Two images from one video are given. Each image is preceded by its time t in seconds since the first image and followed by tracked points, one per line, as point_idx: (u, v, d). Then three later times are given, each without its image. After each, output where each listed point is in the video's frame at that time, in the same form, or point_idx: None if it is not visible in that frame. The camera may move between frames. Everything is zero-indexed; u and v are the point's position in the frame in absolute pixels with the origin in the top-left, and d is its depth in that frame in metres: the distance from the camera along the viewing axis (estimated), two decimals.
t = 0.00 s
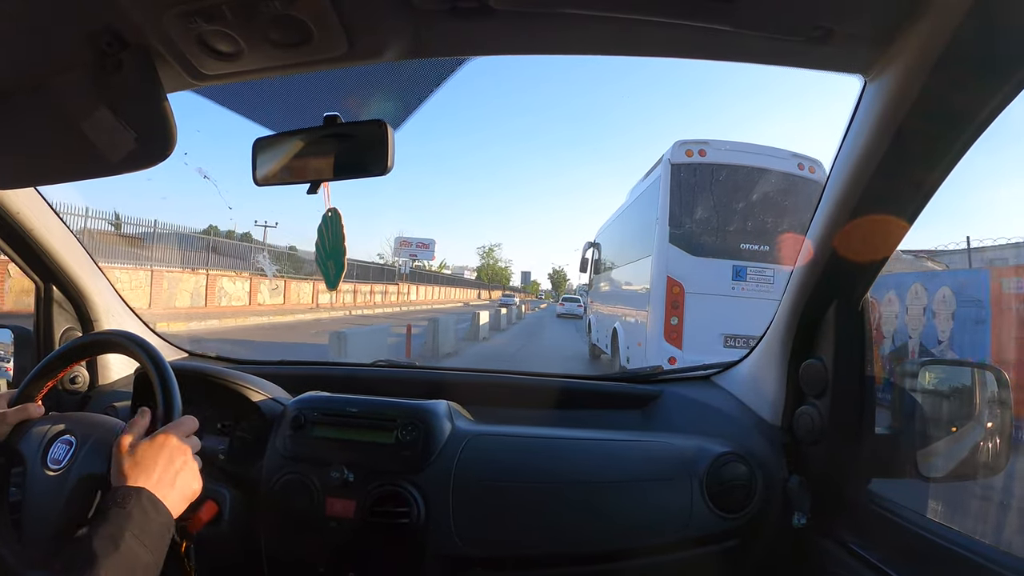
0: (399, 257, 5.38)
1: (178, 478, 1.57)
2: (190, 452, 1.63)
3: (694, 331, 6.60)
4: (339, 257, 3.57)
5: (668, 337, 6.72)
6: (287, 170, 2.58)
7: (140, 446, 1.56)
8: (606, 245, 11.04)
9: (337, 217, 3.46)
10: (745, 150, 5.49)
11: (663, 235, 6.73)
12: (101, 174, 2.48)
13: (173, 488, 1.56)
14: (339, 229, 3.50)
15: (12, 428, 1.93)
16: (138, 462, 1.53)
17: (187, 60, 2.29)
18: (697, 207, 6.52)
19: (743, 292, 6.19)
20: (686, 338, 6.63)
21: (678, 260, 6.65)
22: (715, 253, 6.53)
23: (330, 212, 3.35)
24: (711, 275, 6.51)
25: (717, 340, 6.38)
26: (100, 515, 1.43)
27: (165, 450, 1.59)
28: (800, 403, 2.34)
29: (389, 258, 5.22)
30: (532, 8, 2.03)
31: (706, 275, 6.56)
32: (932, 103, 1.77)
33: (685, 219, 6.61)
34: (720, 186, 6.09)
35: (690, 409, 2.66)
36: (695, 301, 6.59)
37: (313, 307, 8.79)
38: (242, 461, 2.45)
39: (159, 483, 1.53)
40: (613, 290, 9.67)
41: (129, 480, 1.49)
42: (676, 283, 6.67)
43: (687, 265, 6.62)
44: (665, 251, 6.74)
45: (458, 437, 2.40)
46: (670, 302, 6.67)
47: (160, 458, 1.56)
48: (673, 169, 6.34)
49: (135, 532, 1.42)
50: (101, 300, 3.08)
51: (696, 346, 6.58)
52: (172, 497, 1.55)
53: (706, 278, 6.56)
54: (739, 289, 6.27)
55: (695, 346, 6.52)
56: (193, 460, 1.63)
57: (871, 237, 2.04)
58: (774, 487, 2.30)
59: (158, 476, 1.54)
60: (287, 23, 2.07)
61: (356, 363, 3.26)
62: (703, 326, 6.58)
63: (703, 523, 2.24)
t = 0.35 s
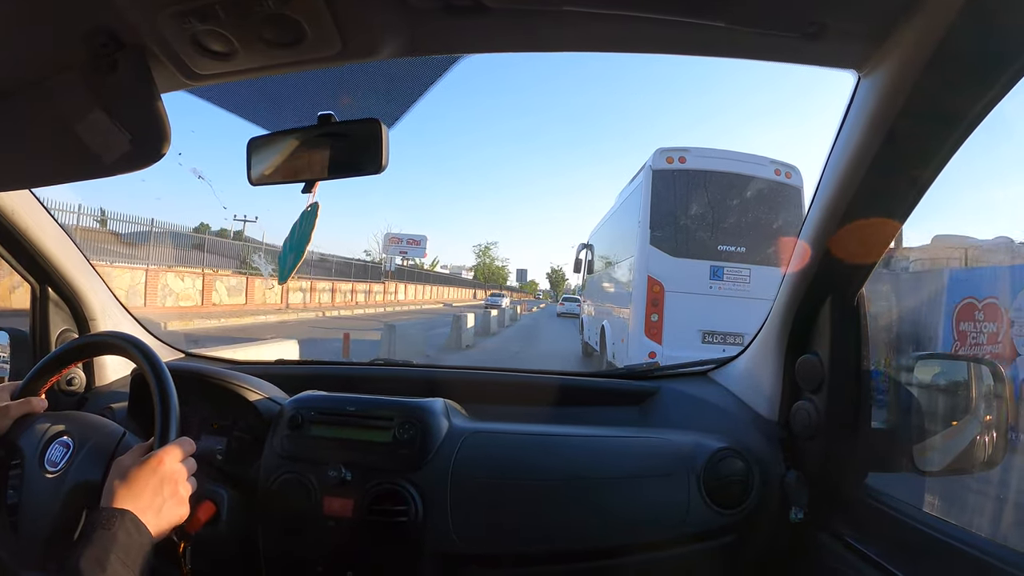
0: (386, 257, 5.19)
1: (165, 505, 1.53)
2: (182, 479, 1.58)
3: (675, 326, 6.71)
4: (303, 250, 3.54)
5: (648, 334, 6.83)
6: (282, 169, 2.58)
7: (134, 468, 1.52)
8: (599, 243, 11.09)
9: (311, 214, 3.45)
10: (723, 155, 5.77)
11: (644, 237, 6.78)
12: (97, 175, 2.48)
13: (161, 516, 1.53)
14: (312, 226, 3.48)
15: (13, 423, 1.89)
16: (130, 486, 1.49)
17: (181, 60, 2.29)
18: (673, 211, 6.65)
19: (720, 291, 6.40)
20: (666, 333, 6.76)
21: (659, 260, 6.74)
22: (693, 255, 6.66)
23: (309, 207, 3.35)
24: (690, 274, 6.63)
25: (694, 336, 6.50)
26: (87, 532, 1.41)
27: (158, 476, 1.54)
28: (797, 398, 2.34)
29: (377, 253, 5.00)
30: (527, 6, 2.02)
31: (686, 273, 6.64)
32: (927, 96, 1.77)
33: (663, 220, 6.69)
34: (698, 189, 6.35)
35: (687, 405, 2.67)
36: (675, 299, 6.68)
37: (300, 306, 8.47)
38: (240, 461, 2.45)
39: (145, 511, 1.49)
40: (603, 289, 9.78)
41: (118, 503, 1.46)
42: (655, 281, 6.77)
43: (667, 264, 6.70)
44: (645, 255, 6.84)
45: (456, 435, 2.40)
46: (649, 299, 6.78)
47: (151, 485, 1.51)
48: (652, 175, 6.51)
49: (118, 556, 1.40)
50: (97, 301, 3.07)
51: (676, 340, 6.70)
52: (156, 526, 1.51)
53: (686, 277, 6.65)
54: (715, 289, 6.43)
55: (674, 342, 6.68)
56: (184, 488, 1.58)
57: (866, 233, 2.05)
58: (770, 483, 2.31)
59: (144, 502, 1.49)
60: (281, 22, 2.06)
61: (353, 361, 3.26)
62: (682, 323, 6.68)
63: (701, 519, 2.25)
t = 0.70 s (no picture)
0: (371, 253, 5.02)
1: (158, 527, 1.49)
2: (179, 500, 1.54)
3: (655, 326, 7.46)
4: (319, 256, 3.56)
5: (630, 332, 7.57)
6: (281, 169, 2.58)
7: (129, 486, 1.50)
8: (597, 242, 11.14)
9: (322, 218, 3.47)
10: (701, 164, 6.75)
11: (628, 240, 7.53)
12: (96, 176, 2.48)
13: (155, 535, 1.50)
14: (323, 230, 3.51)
15: (22, 411, 1.96)
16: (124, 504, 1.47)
17: (180, 61, 2.29)
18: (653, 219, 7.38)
19: (697, 292, 7.24)
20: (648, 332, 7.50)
21: (640, 264, 7.52)
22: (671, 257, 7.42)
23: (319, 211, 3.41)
24: (669, 276, 7.40)
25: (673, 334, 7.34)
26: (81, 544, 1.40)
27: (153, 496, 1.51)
28: (797, 397, 2.34)
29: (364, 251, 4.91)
30: (525, 5, 2.02)
31: (666, 277, 7.41)
32: (926, 94, 1.77)
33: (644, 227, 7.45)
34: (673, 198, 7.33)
35: (686, 404, 2.67)
36: (656, 300, 7.44)
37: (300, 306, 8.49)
38: (241, 461, 2.44)
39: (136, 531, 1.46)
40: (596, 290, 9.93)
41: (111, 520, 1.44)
42: (637, 284, 7.53)
43: (649, 269, 7.46)
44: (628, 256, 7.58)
45: (456, 434, 2.40)
46: (632, 301, 7.53)
47: (145, 505, 1.49)
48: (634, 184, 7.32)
49: (109, 575, 1.39)
50: (97, 302, 3.08)
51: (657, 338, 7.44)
52: (146, 547, 1.48)
53: (665, 280, 7.43)
54: (694, 290, 7.26)
55: (655, 341, 7.41)
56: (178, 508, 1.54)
57: (864, 230, 2.05)
58: (771, 481, 2.30)
59: (138, 521, 1.47)
60: (280, 23, 2.06)
61: (353, 361, 3.26)
62: (662, 322, 7.44)
63: (701, 518, 2.25)
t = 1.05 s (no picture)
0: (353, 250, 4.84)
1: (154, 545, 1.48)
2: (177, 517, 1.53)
3: (637, 321, 8.24)
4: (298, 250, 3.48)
5: (614, 326, 8.32)
6: (284, 169, 2.58)
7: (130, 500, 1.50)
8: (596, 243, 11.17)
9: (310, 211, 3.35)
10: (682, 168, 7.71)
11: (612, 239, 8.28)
12: (101, 177, 2.49)
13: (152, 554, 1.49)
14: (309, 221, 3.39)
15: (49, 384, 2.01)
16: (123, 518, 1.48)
17: (184, 60, 2.29)
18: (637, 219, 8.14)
19: (679, 288, 8.05)
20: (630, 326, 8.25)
21: (623, 261, 8.27)
22: (654, 253, 8.18)
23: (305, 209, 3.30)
24: (651, 274, 8.16)
25: (656, 329, 7.99)
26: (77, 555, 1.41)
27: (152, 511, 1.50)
28: (802, 398, 2.33)
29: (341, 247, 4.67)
30: (529, 5, 2.02)
31: (648, 275, 8.17)
32: (932, 93, 1.76)
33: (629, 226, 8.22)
34: (659, 198, 8.00)
35: (690, 405, 2.67)
36: (637, 296, 8.21)
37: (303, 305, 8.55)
38: (245, 462, 2.44)
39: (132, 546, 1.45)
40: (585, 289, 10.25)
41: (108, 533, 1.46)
42: (621, 279, 8.29)
43: (632, 267, 8.24)
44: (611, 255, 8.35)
45: (461, 435, 2.40)
46: (615, 296, 8.28)
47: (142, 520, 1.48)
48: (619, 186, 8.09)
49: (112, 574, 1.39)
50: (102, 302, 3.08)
51: (640, 333, 8.14)
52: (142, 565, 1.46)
53: (647, 278, 8.19)
54: (673, 286, 8.07)
55: (638, 334, 8.13)
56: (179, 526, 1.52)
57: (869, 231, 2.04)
58: (775, 483, 2.30)
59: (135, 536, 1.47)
60: (286, 23, 2.06)
61: (357, 362, 3.27)
62: (644, 316, 8.22)
63: (705, 520, 2.25)
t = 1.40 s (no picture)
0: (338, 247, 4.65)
1: (167, 522, 1.50)
2: (187, 494, 1.55)
3: (617, 323, 8.22)
4: (343, 253, 3.57)
5: (595, 326, 8.32)
6: (290, 167, 2.58)
7: (139, 479, 1.51)
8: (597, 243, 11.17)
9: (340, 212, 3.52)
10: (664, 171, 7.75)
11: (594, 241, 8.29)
12: (107, 175, 2.50)
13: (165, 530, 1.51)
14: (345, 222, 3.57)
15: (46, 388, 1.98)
16: (134, 496, 1.49)
17: (191, 59, 2.30)
18: (620, 221, 8.13)
19: (660, 289, 8.08)
20: (611, 326, 8.24)
21: (604, 261, 8.27)
22: (636, 255, 8.19)
23: (334, 208, 3.39)
24: (633, 275, 8.17)
25: (638, 330, 8.09)
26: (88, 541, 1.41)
27: (163, 487, 1.52)
28: (805, 400, 2.33)
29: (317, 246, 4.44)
30: (534, 5, 2.02)
31: (628, 277, 8.17)
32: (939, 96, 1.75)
33: (611, 228, 8.21)
34: (645, 199, 8.01)
35: (694, 406, 2.66)
36: (619, 297, 8.19)
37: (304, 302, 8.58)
38: (248, 459, 2.45)
39: (146, 524, 1.47)
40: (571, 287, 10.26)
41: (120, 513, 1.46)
42: (603, 279, 8.27)
43: (613, 266, 8.23)
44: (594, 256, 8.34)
45: (463, 434, 2.40)
46: (598, 298, 8.26)
47: (155, 497, 1.50)
48: (603, 190, 8.07)
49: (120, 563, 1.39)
50: (107, 301, 3.10)
51: (620, 333, 8.19)
52: (157, 540, 1.48)
53: (628, 278, 8.18)
54: (655, 287, 8.08)
55: (619, 333, 8.17)
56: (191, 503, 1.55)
57: (874, 234, 2.03)
58: (778, 485, 2.30)
59: (148, 515, 1.48)
60: (291, 22, 2.07)
61: (360, 359, 3.27)
62: (627, 315, 8.20)
63: (708, 522, 2.25)
